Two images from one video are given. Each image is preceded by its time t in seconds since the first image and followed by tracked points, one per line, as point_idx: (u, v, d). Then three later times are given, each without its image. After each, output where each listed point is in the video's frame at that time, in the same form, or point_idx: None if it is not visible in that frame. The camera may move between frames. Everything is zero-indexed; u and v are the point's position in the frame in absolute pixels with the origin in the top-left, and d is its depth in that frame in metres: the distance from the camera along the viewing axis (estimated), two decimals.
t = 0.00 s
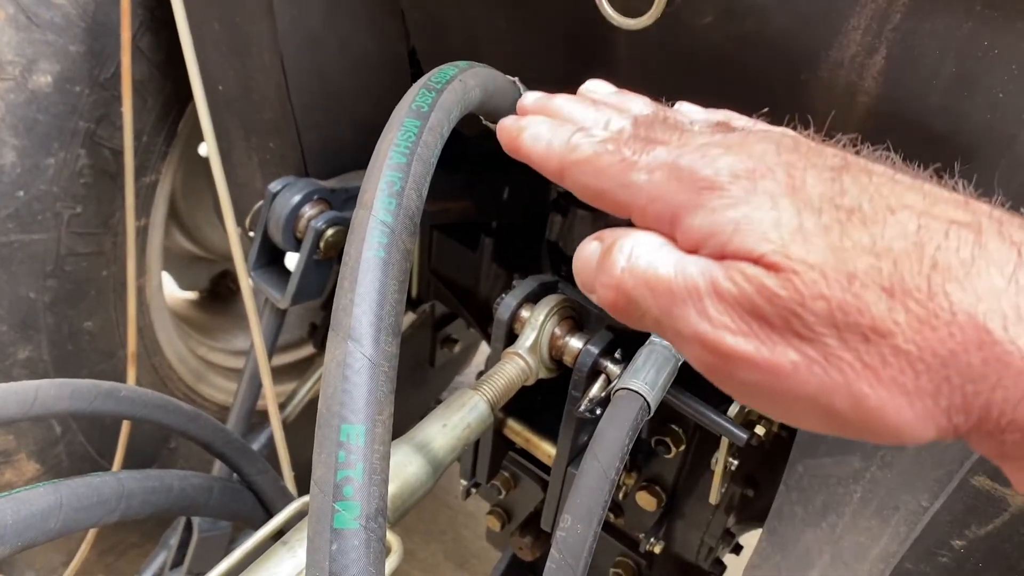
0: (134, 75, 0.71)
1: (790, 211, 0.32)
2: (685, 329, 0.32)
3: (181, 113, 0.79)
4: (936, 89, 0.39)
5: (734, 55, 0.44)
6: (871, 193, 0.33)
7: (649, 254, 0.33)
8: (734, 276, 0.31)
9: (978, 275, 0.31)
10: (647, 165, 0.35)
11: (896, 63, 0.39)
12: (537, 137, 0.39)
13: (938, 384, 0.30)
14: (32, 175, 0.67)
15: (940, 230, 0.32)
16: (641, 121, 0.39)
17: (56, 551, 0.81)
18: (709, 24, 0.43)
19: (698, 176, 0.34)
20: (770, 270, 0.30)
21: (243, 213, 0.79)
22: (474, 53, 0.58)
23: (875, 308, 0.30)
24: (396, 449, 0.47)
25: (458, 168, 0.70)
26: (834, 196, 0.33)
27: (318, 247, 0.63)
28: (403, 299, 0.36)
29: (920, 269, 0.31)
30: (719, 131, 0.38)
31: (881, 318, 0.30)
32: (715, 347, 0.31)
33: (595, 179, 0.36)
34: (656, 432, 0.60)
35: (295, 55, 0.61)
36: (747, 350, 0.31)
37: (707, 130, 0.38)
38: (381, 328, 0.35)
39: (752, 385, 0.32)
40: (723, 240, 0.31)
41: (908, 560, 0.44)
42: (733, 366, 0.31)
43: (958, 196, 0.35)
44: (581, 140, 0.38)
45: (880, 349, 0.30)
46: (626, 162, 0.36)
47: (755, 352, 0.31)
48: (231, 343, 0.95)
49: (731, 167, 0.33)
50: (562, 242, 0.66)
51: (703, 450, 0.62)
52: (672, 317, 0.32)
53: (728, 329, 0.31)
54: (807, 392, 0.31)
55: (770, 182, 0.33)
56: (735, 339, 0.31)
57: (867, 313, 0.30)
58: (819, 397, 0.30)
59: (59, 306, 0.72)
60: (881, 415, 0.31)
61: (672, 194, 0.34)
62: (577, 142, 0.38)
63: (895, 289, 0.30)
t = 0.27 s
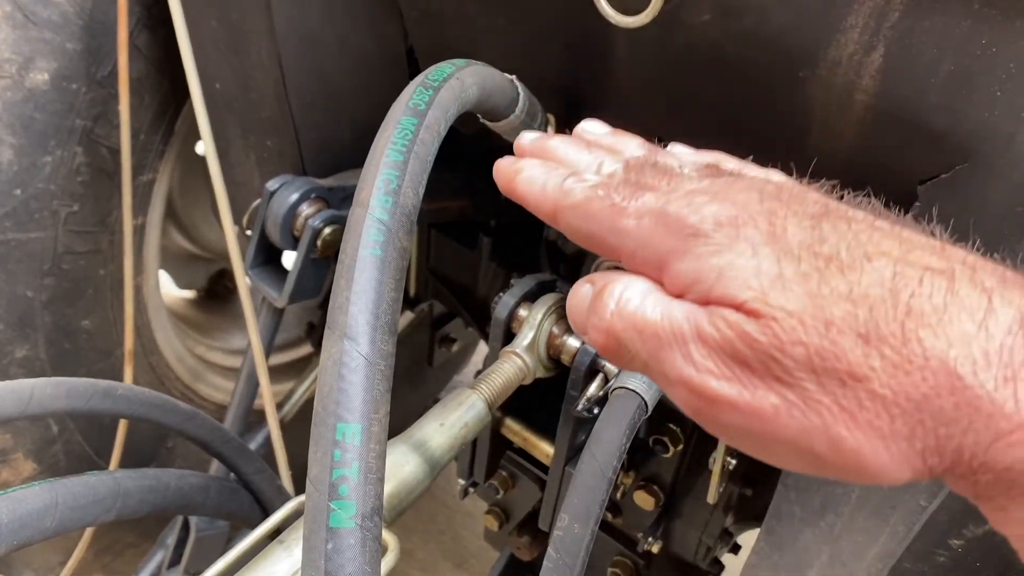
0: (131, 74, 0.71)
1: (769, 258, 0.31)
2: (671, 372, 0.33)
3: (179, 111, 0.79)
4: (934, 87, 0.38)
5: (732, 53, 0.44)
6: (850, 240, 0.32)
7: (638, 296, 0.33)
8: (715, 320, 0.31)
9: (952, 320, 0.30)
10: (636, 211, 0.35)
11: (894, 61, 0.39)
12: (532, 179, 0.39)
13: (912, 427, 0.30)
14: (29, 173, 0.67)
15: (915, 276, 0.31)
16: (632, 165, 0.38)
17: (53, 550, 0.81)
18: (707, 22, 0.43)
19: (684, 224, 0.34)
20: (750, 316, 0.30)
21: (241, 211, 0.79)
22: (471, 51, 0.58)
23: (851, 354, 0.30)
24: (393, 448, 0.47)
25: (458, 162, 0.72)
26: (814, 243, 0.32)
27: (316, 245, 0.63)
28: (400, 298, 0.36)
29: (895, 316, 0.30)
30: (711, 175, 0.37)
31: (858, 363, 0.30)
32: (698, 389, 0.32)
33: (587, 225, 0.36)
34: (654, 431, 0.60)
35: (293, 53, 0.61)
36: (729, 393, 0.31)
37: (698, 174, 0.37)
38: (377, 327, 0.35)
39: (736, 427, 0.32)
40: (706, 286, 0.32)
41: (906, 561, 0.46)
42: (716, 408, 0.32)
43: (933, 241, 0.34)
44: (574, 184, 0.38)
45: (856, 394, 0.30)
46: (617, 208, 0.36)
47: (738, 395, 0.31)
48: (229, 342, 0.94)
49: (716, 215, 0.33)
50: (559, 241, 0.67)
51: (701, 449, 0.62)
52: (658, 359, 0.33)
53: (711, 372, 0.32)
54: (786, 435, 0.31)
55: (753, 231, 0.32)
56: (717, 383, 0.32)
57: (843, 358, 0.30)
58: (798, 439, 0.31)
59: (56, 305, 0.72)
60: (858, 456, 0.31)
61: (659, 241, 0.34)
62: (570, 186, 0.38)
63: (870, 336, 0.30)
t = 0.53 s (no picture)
0: (130, 72, 0.71)
1: (739, 317, 0.33)
2: (651, 429, 0.33)
3: (178, 110, 0.78)
4: (935, 86, 0.38)
5: (733, 52, 0.44)
6: (817, 300, 0.34)
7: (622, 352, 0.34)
8: (689, 378, 0.32)
9: (913, 376, 0.31)
10: (618, 271, 0.36)
11: (896, 60, 0.39)
12: (523, 237, 0.39)
13: (878, 481, 0.31)
14: (27, 172, 0.67)
15: (878, 335, 0.32)
16: (616, 223, 0.39)
17: (51, 549, 0.81)
18: (708, 21, 0.43)
19: (662, 285, 0.35)
20: (724, 375, 0.31)
21: (240, 210, 0.79)
22: (471, 49, 0.58)
23: (818, 411, 0.31)
24: (393, 448, 0.47)
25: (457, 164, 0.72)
26: (783, 303, 0.33)
27: (316, 244, 0.63)
28: (400, 297, 0.36)
29: (858, 374, 0.31)
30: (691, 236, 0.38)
31: (825, 419, 0.31)
32: (677, 446, 0.33)
33: (572, 283, 0.37)
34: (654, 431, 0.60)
35: (292, 51, 0.61)
36: (706, 450, 0.32)
37: (679, 235, 0.38)
38: (378, 326, 0.35)
39: (713, 482, 0.33)
40: (682, 344, 0.33)
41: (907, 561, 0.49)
42: (694, 465, 0.33)
43: (897, 298, 0.35)
44: (561, 244, 0.38)
45: (824, 449, 0.31)
46: (601, 268, 0.37)
47: (713, 452, 0.32)
48: (228, 341, 0.94)
49: (692, 276, 0.35)
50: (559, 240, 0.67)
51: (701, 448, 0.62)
52: (638, 417, 0.33)
53: (687, 428, 0.32)
54: (761, 490, 0.32)
55: (726, 292, 0.34)
56: (695, 440, 0.32)
57: (810, 415, 0.31)
58: (772, 494, 0.32)
59: (54, 304, 0.72)
60: (827, 508, 0.32)
61: (637, 299, 0.35)
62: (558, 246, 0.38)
63: (836, 393, 0.31)
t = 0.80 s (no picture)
0: (131, 70, 0.71)
1: (713, 375, 0.32)
2: (631, 482, 0.32)
3: (179, 108, 0.78)
4: (938, 85, 0.38)
5: (736, 50, 0.44)
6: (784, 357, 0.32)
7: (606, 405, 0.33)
8: (666, 431, 0.31)
9: (875, 431, 0.29)
10: (600, 329, 0.35)
11: (899, 59, 0.39)
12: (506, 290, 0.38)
13: (846, 533, 0.28)
14: (28, 170, 0.67)
15: (843, 391, 0.30)
16: (600, 278, 0.38)
17: (51, 547, 0.81)
18: (710, 19, 0.43)
19: (642, 344, 0.34)
20: (698, 431, 0.30)
21: (241, 209, 0.79)
22: (473, 47, 0.58)
23: (787, 463, 0.29)
24: (394, 446, 0.47)
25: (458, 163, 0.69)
26: (754, 360, 0.32)
27: (316, 242, 0.62)
28: (402, 295, 0.36)
29: (824, 428, 0.29)
30: (674, 291, 0.37)
31: (793, 473, 0.29)
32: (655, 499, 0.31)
33: (558, 340, 0.35)
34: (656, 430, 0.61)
35: (293, 49, 0.61)
36: (683, 503, 0.31)
37: (662, 291, 0.37)
38: (380, 324, 0.35)
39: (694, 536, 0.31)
40: (660, 401, 0.32)
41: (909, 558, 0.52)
42: (673, 518, 0.31)
43: (864, 354, 0.33)
44: (547, 301, 0.37)
45: (792, 501, 0.29)
46: (582, 326, 0.35)
47: (691, 508, 0.30)
48: (228, 339, 0.94)
49: (669, 334, 0.33)
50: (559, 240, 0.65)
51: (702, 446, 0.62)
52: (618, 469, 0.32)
53: (665, 484, 0.31)
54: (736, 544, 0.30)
55: (701, 350, 0.33)
56: (671, 493, 0.31)
57: (779, 469, 0.29)
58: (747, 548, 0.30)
59: (55, 301, 0.72)
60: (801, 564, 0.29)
61: (619, 356, 0.34)
62: (542, 303, 0.37)
63: (803, 447, 0.29)
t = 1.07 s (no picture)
0: (131, 68, 0.71)
1: (678, 452, 0.33)
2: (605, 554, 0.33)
3: (178, 106, 0.78)
4: (937, 84, 0.38)
5: (735, 49, 0.44)
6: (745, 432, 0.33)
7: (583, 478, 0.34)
8: (636, 504, 0.32)
9: (826, 499, 0.30)
10: (577, 405, 0.36)
11: (898, 58, 0.39)
12: (495, 360, 0.39)
13: None
14: (27, 168, 0.67)
15: (797, 463, 0.32)
16: (582, 350, 0.39)
17: (50, 545, 0.81)
18: (709, 19, 0.43)
19: (615, 422, 0.35)
20: (664, 506, 0.31)
21: (240, 207, 0.79)
22: (472, 46, 0.58)
23: (746, 534, 0.30)
24: (393, 444, 0.47)
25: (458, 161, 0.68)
26: (716, 436, 0.33)
27: (315, 241, 0.62)
28: (401, 294, 0.36)
29: (779, 500, 0.30)
30: (650, 363, 0.38)
31: (751, 542, 0.30)
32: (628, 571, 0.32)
33: (538, 414, 0.37)
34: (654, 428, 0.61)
35: (293, 47, 0.61)
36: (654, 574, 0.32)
37: (641, 364, 0.38)
38: (379, 323, 0.35)
39: None
40: (630, 477, 0.33)
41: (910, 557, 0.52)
42: None
43: (821, 426, 0.35)
44: (529, 374, 0.38)
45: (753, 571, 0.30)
46: (562, 401, 0.37)
47: None
48: (227, 338, 0.94)
49: (638, 413, 0.35)
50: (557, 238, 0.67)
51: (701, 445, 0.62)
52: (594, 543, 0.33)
53: (637, 557, 0.32)
54: None
55: (667, 427, 0.34)
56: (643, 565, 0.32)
57: (737, 538, 0.30)
58: None
59: (54, 299, 0.72)
60: None
61: (594, 432, 0.35)
62: (527, 375, 0.38)
63: (760, 518, 0.30)
